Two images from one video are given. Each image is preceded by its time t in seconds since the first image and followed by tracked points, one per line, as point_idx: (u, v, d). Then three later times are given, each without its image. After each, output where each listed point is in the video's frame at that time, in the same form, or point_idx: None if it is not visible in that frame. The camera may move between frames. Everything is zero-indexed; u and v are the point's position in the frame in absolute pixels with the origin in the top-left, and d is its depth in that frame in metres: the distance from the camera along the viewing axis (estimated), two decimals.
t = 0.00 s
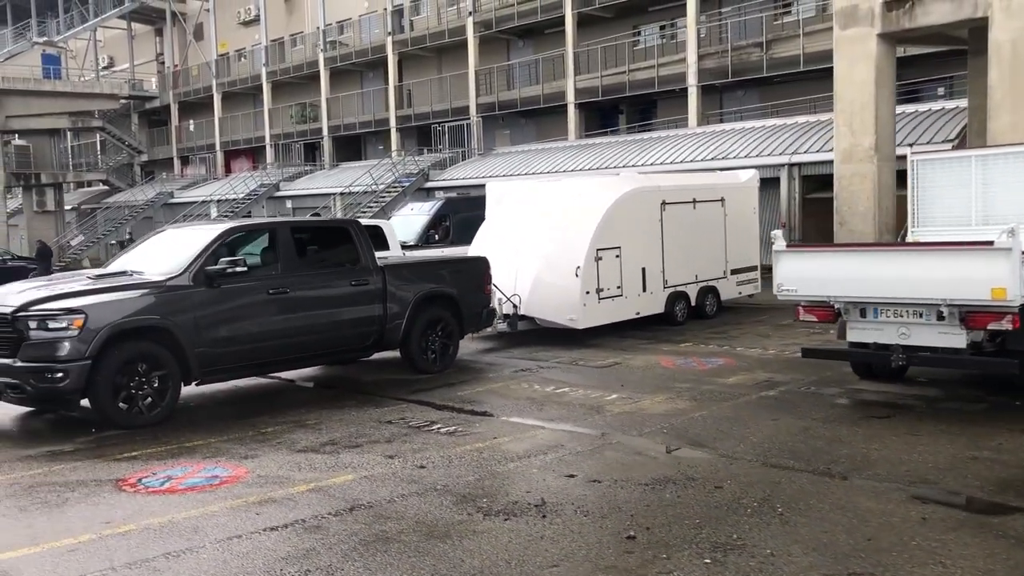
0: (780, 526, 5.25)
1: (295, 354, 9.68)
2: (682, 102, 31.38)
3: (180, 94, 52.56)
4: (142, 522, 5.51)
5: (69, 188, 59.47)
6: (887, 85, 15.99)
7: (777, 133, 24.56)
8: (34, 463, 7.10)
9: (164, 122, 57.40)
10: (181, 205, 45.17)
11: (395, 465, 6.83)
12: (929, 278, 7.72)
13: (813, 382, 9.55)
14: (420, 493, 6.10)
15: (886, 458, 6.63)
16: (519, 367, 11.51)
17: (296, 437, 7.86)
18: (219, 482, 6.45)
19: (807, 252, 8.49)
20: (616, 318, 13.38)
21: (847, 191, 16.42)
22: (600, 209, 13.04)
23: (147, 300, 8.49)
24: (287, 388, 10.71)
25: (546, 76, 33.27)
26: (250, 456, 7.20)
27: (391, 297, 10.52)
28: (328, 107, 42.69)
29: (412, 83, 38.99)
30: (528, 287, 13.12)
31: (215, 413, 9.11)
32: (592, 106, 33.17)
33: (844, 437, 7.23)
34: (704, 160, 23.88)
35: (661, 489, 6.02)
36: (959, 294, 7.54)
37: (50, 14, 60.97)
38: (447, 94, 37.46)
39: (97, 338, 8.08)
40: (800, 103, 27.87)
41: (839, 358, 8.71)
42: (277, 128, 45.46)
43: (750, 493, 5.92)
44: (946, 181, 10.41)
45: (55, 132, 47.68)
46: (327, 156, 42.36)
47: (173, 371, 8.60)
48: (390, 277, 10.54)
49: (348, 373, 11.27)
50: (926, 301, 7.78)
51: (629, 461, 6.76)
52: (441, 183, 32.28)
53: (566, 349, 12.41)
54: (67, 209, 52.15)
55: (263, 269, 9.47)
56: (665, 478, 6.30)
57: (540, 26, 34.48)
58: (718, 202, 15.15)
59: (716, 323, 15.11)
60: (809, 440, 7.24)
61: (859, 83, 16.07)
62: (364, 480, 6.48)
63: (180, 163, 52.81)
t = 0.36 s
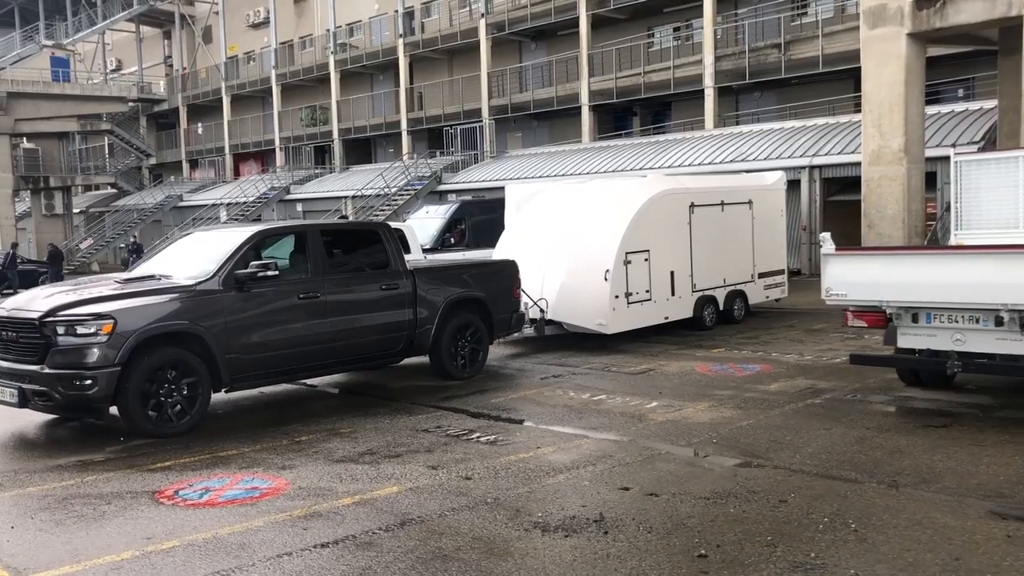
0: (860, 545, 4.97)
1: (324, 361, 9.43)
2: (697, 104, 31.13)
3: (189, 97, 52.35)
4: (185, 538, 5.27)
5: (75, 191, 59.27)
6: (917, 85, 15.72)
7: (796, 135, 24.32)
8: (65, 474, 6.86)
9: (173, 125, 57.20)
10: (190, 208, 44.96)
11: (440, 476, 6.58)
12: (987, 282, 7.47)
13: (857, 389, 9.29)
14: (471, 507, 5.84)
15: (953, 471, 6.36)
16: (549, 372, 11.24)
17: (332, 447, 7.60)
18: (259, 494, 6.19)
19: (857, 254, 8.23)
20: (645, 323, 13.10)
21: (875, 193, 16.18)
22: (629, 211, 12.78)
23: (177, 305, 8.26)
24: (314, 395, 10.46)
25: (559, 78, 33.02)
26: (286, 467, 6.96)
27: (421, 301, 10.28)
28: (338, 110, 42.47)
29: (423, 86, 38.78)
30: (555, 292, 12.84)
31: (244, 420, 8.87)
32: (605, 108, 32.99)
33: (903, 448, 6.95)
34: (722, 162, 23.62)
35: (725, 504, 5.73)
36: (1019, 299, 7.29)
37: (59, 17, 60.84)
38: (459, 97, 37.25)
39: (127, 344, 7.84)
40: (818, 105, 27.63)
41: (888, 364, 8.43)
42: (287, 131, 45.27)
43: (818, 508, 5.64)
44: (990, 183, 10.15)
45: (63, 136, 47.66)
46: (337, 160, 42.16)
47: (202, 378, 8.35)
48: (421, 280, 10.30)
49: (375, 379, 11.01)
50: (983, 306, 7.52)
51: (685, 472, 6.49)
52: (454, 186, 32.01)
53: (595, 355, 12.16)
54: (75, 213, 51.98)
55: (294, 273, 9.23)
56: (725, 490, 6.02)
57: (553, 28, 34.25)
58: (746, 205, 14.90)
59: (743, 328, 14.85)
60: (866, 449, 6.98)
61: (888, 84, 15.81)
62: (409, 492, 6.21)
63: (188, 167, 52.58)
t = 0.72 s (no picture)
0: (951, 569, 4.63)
1: (353, 367, 9.13)
2: (712, 105, 30.82)
3: (196, 99, 52.05)
4: (227, 559, 4.97)
5: (82, 194, 59.04)
6: (948, 84, 15.38)
7: (815, 136, 24.00)
8: (93, 487, 6.57)
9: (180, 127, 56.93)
10: (197, 211, 44.66)
11: (486, 491, 6.27)
12: None
13: (906, 397, 8.97)
14: (525, 525, 5.52)
15: None
16: (580, 379, 10.93)
17: (369, 458, 7.30)
18: (298, 511, 5.89)
19: (911, 257, 7.91)
20: (674, 327, 12.78)
21: (904, 194, 15.88)
22: (659, 213, 12.48)
23: (204, 310, 7.96)
24: (340, 402, 10.16)
25: (572, 79, 32.71)
26: (322, 480, 6.66)
27: (451, 305, 9.98)
28: (348, 112, 42.19)
29: (433, 87, 38.47)
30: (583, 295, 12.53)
31: (272, 430, 8.57)
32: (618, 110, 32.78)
33: (971, 461, 6.62)
34: (741, 164, 23.29)
35: (794, 522, 5.41)
36: None
37: (66, 19, 60.71)
38: (470, 98, 36.96)
39: (153, 351, 7.54)
40: (835, 106, 27.33)
41: (942, 370, 8.08)
42: (295, 133, 44.97)
43: (895, 526, 5.31)
44: None
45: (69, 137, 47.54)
46: (346, 162, 41.86)
47: (231, 386, 8.06)
48: (450, 284, 9.99)
49: (402, 386, 10.70)
50: None
51: (744, 488, 6.17)
52: (465, 188, 31.67)
53: (625, 361, 11.84)
54: (81, 216, 51.75)
55: (322, 277, 8.93)
56: (792, 507, 5.70)
57: (565, 28, 33.99)
58: (774, 207, 14.59)
59: (772, 332, 14.52)
60: (931, 462, 6.65)
61: (918, 82, 15.46)
62: (457, 508, 5.90)
63: (195, 169, 52.28)
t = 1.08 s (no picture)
0: None
1: (388, 370, 8.89)
2: (727, 106, 30.57)
3: (205, 100, 51.89)
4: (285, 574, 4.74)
5: (90, 196, 58.95)
6: (979, 82, 15.12)
7: (834, 136, 23.75)
8: (130, 494, 6.34)
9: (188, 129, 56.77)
10: (207, 212, 44.50)
11: (542, 499, 6.02)
12: None
13: (957, 401, 8.71)
14: (589, 536, 5.29)
15: None
16: (616, 381, 10.68)
17: (413, 464, 7.06)
18: (349, 521, 5.65)
19: (969, 257, 7.66)
20: (706, 329, 12.53)
21: (934, 194, 15.56)
22: (690, 213, 12.23)
23: (240, 310, 7.73)
24: (371, 405, 9.91)
25: (585, 80, 32.50)
26: (368, 487, 6.42)
27: (485, 306, 9.73)
28: (358, 113, 42.03)
29: (444, 88, 38.27)
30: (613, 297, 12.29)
31: (306, 434, 8.32)
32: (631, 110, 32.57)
33: None
34: (760, 164, 23.04)
35: (873, 534, 5.16)
36: None
37: (74, 21, 60.66)
38: (482, 99, 36.75)
39: (189, 353, 7.31)
40: (852, 107, 27.04)
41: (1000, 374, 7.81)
42: (305, 134, 44.80)
43: (981, 539, 5.06)
44: None
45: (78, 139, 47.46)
46: (357, 163, 41.68)
47: (266, 389, 7.82)
48: (484, 285, 9.75)
49: (434, 389, 10.46)
50: None
51: (813, 497, 5.92)
52: (478, 189, 31.44)
53: (659, 363, 11.59)
54: (90, 217, 51.65)
55: (356, 278, 8.70)
56: (867, 519, 5.44)
57: (578, 29, 33.79)
58: (804, 207, 14.33)
59: (803, 334, 14.28)
60: (1001, 470, 6.40)
61: (947, 81, 15.22)
62: (515, 518, 5.65)
63: (204, 171, 52.12)
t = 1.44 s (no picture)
0: None
1: (420, 375, 8.59)
2: (741, 106, 30.27)
3: (212, 100, 51.64)
4: None
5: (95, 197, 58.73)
6: (1013, 79, 14.80)
7: (853, 136, 23.44)
8: (162, 507, 6.04)
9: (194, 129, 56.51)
10: (214, 213, 44.25)
11: (599, 513, 5.71)
12: None
13: (1011, 408, 8.39)
14: (656, 555, 4.97)
15: None
16: (650, 386, 10.38)
17: (456, 475, 6.75)
18: (397, 536, 5.34)
19: None
20: (737, 333, 12.23)
21: (964, 193, 15.20)
22: (721, 213, 11.93)
23: (271, 313, 7.43)
24: (400, 412, 9.59)
25: (597, 80, 32.23)
26: (411, 500, 6.11)
27: (518, 309, 9.42)
28: (366, 114, 41.77)
29: (453, 88, 37.97)
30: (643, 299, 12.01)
31: (338, 442, 8.01)
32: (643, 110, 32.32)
33: None
34: (778, 163, 22.73)
35: (961, 556, 4.84)
36: None
37: (80, 23, 60.50)
38: (492, 100, 36.44)
39: (220, 358, 7.02)
40: (870, 106, 26.80)
41: None
42: (312, 135, 44.53)
43: None
44: None
45: (83, 140, 47.29)
46: (365, 164, 41.40)
47: (298, 396, 7.52)
48: (517, 286, 9.44)
49: (463, 395, 10.15)
50: None
51: (886, 512, 5.59)
52: (489, 190, 31.13)
53: (692, 367, 11.29)
54: (96, 218, 51.46)
55: (387, 279, 8.40)
56: (949, 538, 5.13)
57: (589, 28, 33.52)
58: (833, 207, 14.02)
59: (833, 338, 13.96)
60: None
61: (980, 77, 14.90)
62: (572, 535, 5.33)
63: (210, 172, 51.85)
